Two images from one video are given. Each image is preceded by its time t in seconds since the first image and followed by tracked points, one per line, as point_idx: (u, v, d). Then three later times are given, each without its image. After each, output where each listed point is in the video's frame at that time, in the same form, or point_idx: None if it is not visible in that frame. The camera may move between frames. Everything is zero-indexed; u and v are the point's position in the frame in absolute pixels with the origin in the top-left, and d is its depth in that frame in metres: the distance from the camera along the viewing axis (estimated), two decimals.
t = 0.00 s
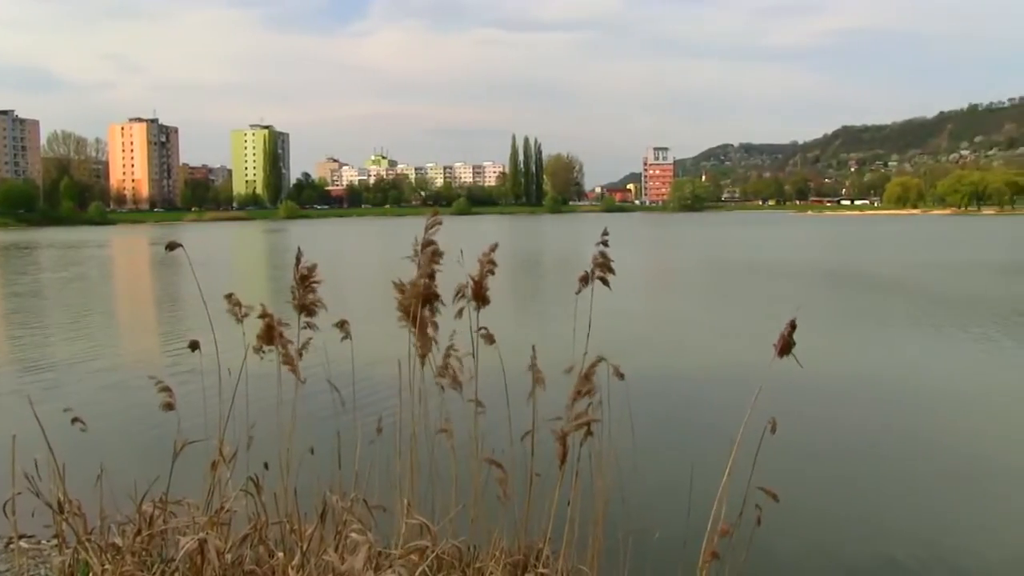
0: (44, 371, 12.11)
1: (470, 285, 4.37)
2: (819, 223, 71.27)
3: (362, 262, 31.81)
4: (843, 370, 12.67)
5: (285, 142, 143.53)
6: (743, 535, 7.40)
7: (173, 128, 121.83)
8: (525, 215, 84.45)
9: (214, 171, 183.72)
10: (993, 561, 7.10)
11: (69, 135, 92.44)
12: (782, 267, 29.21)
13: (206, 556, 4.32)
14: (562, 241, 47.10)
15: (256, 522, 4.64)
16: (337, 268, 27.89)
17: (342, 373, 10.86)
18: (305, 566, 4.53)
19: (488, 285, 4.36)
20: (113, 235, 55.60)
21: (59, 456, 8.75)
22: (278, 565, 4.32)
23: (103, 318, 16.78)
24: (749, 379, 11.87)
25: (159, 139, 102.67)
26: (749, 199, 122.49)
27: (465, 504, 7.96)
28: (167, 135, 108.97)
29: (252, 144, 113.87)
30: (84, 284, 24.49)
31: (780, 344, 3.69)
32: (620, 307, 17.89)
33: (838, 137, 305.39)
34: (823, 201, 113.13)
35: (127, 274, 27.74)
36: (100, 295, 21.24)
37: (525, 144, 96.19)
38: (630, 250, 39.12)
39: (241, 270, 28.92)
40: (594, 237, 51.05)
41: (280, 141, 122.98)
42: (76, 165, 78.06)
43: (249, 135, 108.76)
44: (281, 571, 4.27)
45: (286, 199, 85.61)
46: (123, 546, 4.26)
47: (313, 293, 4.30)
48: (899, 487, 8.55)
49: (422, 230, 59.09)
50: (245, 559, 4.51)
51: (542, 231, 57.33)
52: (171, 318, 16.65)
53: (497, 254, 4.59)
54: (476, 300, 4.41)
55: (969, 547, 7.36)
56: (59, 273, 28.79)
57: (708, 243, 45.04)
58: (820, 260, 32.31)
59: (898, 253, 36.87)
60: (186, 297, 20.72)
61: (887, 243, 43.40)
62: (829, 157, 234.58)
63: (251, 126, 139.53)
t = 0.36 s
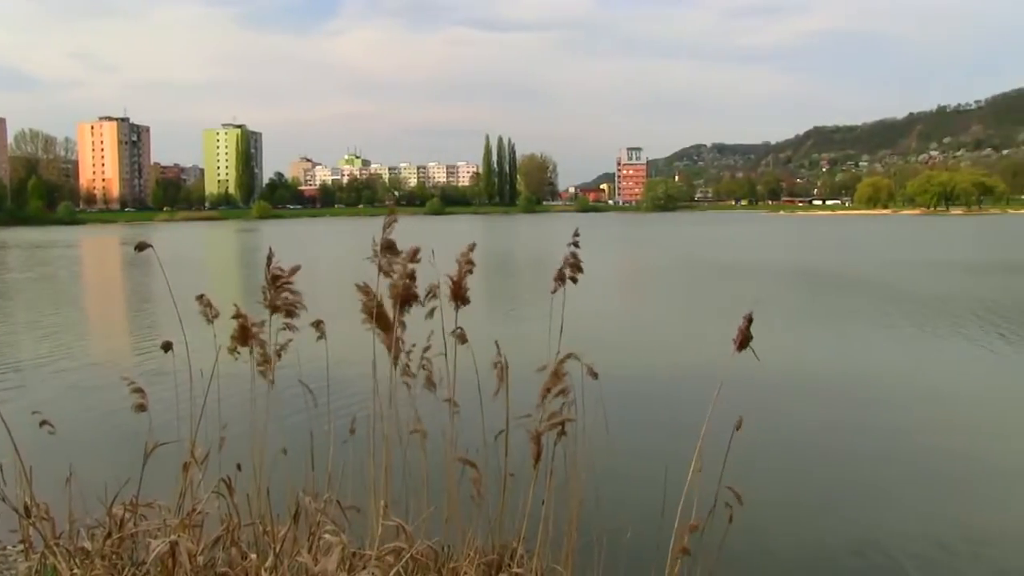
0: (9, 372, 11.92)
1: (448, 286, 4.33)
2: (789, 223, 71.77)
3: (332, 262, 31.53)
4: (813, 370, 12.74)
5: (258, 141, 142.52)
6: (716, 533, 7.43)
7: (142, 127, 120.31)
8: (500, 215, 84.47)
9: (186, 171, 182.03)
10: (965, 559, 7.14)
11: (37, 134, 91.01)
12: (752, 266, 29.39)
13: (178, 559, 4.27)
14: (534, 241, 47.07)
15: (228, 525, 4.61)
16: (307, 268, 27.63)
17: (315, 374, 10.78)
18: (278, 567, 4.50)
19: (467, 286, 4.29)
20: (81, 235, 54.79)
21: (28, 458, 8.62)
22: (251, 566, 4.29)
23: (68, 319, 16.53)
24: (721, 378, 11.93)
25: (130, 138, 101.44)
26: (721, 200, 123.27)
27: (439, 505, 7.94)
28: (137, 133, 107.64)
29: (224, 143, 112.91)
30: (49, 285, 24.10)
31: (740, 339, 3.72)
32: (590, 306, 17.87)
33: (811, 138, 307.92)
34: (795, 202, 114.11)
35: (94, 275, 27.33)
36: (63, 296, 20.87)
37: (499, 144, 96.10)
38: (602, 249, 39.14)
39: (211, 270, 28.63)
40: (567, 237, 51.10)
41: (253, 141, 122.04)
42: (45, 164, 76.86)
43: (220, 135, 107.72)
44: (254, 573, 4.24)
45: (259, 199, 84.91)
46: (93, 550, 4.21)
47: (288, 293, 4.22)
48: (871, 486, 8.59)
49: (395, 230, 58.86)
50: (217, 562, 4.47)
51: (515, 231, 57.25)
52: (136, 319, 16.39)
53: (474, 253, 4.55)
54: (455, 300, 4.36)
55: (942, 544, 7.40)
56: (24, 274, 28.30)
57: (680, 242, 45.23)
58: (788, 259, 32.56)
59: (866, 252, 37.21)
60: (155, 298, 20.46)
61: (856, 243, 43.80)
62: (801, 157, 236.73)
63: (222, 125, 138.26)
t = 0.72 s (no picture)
0: None
1: (438, 287, 4.15)
2: (762, 224, 72.23)
3: (304, 262, 31.31)
4: (786, 369, 12.82)
5: (231, 140, 141.35)
6: (690, 531, 7.48)
7: (114, 126, 119.06)
8: (476, 215, 84.39)
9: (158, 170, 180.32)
10: (939, 554, 7.19)
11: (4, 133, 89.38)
12: (725, 266, 29.55)
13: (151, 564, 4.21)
14: (509, 241, 46.93)
15: (202, 527, 4.56)
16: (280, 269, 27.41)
17: (288, 376, 10.72)
18: (252, 570, 4.46)
19: (457, 288, 4.13)
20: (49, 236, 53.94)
21: None
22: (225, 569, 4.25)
23: (35, 321, 16.28)
24: (694, 377, 12.02)
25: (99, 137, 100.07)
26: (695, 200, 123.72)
27: (414, 505, 7.92)
28: (109, 133, 106.48)
29: (196, 143, 111.65)
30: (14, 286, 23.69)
31: (706, 335, 3.75)
32: (564, 307, 17.88)
33: (785, 138, 310.52)
34: (768, 202, 114.82)
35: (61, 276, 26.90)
36: (30, 298, 20.53)
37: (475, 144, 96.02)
38: (576, 249, 39.17)
39: (181, 270, 28.31)
40: (541, 237, 51.09)
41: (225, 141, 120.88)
42: (12, 164, 75.60)
43: (193, 134, 106.80)
44: None
45: (233, 199, 84.23)
46: (62, 555, 4.15)
47: (261, 294, 4.15)
48: (845, 484, 8.64)
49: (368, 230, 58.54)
50: (190, 566, 4.44)
51: (490, 231, 57.20)
52: (104, 320, 16.19)
53: (469, 257, 4.38)
54: (447, 302, 4.16)
55: (915, 540, 7.45)
56: None
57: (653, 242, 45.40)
58: (759, 259, 32.78)
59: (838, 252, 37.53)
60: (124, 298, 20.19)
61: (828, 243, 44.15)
62: (774, 158, 238.20)
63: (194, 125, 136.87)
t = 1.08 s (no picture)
0: None
1: (423, 288, 3.96)
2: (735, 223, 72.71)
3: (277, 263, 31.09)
4: (760, 368, 12.91)
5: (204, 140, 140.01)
6: (665, 529, 7.52)
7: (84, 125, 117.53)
8: (452, 214, 84.31)
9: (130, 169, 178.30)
10: (913, 548, 7.25)
11: None
12: (699, 266, 29.73)
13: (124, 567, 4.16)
14: (484, 241, 46.85)
15: (175, 530, 4.51)
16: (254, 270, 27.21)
17: (262, 377, 10.66)
18: (226, 573, 4.42)
19: (442, 289, 3.96)
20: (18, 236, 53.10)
21: None
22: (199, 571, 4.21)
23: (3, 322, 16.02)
24: (668, 376, 12.10)
25: (70, 136, 98.71)
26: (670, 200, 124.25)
27: (389, 506, 7.90)
28: (79, 132, 104.91)
29: (168, 142, 110.44)
30: None
31: (690, 336, 3.78)
32: (539, 307, 17.90)
33: (759, 138, 312.87)
34: (741, 202, 115.57)
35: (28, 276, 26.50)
36: None
37: (451, 143, 95.91)
38: (551, 249, 39.21)
39: (152, 271, 28.00)
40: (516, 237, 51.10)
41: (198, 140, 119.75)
42: None
43: (164, 133, 105.77)
44: None
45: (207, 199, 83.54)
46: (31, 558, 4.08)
47: (235, 295, 4.11)
48: (818, 482, 8.70)
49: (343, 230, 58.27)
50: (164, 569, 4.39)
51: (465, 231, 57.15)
52: (72, 322, 15.98)
53: (456, 258, 4.22)
54: (431, 303, 3.98)
55: (887, 535, 7.52)
56: None
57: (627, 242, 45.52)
58: (731, 259, 33.00)
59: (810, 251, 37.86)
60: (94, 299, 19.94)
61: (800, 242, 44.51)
62: (749, 158, 239.76)
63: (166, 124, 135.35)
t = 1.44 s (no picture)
0: None
1: (398, 288, 3.95)
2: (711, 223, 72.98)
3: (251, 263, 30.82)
4: (736, 368, 12.96)
5: (180, 139, 138.65)
6: (643, 528, 7.51)
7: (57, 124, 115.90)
8: (430, 214, 84.08)
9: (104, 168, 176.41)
10: (889, 548, 7.27)
11: None
12: (675, 266, 29.81)
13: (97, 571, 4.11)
14: (461, 241, 46.69)
15: (149, 531, 4.46)
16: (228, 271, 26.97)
17: (237, 378, 10.59)
18: None
19: (418, 288, 3.94)
20: None
21: None
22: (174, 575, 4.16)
23: None
24: (646, 376, 12.12)
25: (42, 134, 97.32)
26: (647, 200, 124.62)
27: (366, 506, 7.85)
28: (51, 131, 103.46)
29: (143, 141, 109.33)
30: None
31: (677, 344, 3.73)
32: (516, 307, 17.87)
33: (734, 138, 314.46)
34: (719, 202, 116.16)
35: None
36: None
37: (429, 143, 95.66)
38: (528, 249, 39.14)
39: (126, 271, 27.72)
40: (492, 237, 50.96)
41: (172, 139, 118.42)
42: None
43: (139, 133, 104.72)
44: None
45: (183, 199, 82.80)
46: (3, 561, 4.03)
47: (210, 294, 4.08)
48: (795, 482, 8.71)
49: (319, 231, 57.86)
50: (139, 572, 4.34)
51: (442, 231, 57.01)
52: (42, 324, 15.74)
53: (431, 257, 4.21)
54: (406, 303, 3.96)
55: (864, 535, 7.54)
56: None
57: (604, 242, 45.51)
58: (706, 259, 33.10)
59: (785, 251, 38.04)
60: (64, 300, 19.65)
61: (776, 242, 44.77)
62: (726, 159, 240.88)
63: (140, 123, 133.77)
